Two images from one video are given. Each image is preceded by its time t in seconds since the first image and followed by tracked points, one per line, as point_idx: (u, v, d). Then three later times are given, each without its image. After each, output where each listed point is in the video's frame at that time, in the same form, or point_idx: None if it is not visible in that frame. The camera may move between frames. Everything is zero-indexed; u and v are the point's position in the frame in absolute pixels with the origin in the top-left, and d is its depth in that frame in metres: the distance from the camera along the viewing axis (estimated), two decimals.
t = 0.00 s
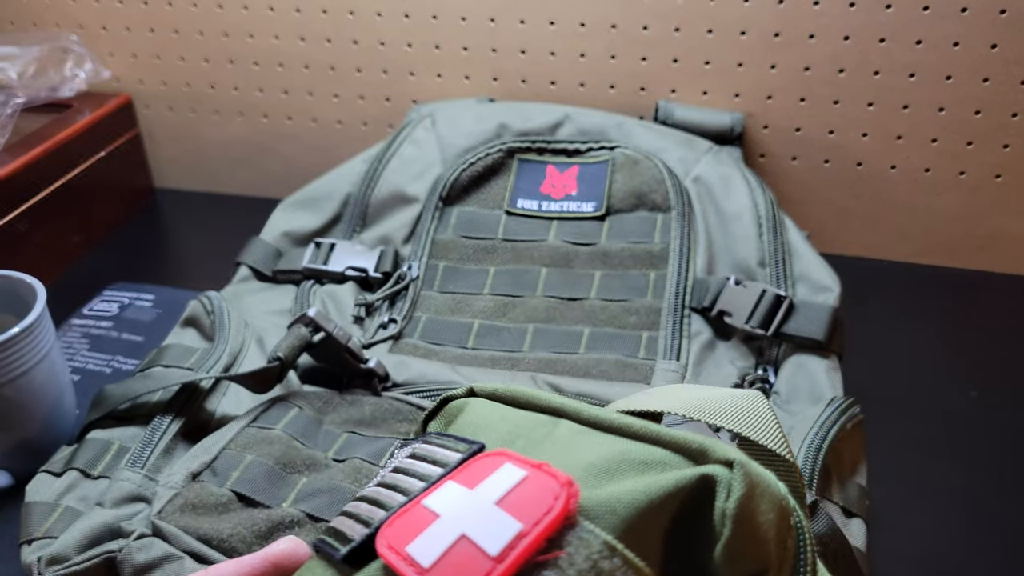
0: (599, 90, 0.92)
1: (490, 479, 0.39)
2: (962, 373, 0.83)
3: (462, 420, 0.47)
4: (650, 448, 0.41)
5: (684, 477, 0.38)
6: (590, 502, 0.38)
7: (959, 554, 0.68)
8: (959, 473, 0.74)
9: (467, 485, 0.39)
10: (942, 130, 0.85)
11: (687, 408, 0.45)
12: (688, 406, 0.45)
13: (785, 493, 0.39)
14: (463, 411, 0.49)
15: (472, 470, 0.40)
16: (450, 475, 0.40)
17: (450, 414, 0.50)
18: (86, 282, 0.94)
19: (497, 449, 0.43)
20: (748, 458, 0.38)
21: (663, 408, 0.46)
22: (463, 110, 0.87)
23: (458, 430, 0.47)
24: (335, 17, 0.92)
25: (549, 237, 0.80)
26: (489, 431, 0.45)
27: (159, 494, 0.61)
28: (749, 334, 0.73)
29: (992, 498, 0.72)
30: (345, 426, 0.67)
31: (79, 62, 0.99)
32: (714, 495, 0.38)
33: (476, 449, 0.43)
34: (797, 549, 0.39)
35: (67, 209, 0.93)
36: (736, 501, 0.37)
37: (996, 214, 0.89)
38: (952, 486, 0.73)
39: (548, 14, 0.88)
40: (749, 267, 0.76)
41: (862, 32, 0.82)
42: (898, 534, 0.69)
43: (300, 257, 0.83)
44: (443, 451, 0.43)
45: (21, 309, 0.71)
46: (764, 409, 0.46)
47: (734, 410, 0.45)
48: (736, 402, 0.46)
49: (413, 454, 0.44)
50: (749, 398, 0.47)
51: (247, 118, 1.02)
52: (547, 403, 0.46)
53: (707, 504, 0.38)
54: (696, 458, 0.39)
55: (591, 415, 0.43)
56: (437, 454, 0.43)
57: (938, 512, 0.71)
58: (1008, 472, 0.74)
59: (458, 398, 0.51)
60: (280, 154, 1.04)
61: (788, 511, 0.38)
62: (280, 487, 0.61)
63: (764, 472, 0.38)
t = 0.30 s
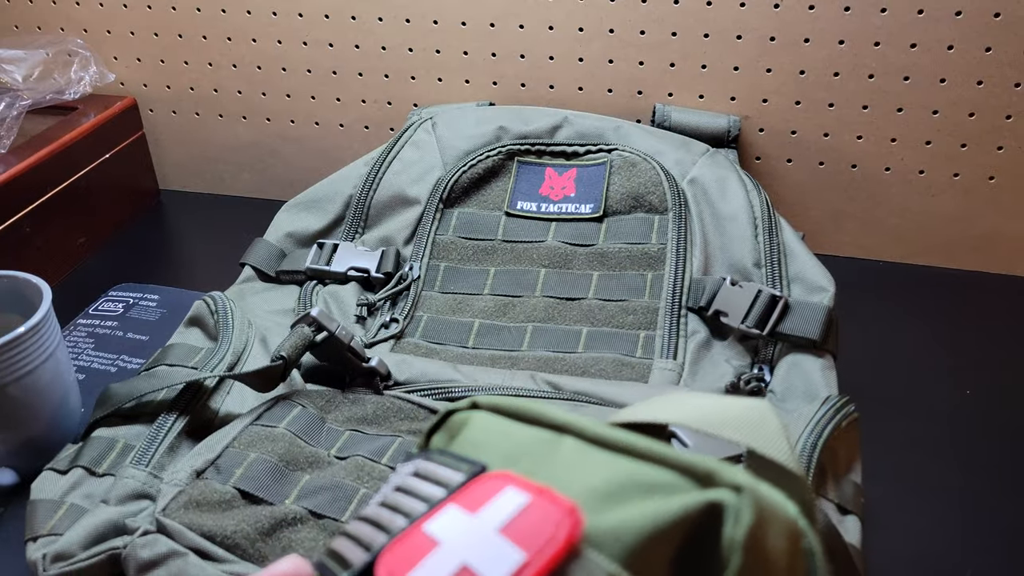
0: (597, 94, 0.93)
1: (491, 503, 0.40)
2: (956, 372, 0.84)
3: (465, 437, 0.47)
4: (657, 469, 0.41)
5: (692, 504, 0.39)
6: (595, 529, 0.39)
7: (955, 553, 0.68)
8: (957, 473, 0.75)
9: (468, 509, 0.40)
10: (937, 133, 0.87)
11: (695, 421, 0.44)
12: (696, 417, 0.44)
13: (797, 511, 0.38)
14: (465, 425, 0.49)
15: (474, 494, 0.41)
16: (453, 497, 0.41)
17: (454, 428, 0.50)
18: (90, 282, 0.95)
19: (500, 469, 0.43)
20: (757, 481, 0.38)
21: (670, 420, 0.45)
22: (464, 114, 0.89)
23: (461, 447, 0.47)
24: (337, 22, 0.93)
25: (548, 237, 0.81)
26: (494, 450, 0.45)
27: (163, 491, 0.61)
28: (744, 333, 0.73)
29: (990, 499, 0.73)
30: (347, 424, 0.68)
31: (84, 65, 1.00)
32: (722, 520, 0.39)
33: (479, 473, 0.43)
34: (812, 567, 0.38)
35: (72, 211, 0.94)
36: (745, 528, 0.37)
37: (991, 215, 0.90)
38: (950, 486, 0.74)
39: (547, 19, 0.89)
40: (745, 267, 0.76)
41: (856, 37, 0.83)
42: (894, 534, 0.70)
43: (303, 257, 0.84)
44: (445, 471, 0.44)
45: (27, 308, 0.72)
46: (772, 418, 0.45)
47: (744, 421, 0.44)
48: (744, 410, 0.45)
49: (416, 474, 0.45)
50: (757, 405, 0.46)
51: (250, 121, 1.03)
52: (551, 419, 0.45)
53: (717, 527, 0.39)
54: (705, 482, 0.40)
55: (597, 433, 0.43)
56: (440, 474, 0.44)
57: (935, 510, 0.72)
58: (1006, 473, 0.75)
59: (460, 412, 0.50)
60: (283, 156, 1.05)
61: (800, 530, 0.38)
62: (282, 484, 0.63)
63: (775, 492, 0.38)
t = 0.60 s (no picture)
0: (597, 94, 0.93)
1: (497, 518, 0.40)
2: (956, 372, 0.84)
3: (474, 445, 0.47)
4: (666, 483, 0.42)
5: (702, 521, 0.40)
6: (600, 547, 0.39)
7: (955, 553, 0.68)
8: (956, 473, 0.75)
9: (473, 524, 0.40)
10: (936, 133, 0.87)
11: (712, 429, 0.45)
12: (711, 424, 0.45)
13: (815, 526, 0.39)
14: (475, 432, 0.49)
15: (477, 507, 0.41)
16: (457, 510, 0.42)
17: (463, 436, 0.50)
18: (91, 282, 0.95)
19: (505, 482, 0.44)
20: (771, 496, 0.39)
21: (690, 426, 0.45)
22: (465, 114, 0.89)
23: (470, 456, 0.47)
24: (337, 22, 0.94)
25: (548, 238, 0.81)
26: (503, 459, 0.45)
27: (163, 490, 0.61)
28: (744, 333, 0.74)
29: (990, 499, 0.73)
30: (347, 424, 0.68)
31: (85, 65, 1.00)
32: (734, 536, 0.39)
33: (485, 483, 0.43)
34: None
35: (73, 211, 0.94)
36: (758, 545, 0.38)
37: (990, 215, 0.90)
38: (950, 486, 0.74)
39: (547, 20, 0.89)
40: (744, 267, 0.76)
41: (856, 37, 0.84)
42: (893, 533, 0.70)
43: (304, 258, 0.84)
44: (450, 483, 0.44)
45: (28, 308, 0.72)
46: (791, 426, 0.45)
47: (761, 428, 0.45)
48: (764, 419, 0.46)
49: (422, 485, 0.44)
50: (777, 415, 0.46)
51: (250, 121, 1.03)
52: (561, 428, 0.46)
53: (727, 543, 0.40)
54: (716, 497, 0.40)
55: (609, 444, 0.44)
56: (445, 484, 0.44)
57: (934, 510, 0.72)
58: (1006, 472, 0.75)
59: (472, 419, 0.50)
60: (284, 156, 1.05)
61: (817, 546, 0.39)
62: (283, 483, 0.63)
63: (790, 509, 0.39)
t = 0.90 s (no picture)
0: (598, 93, 0.93)
1: (493, 538, 0.40)
2: (957, 373, 0.84)
3: (474, 459, 0.47)
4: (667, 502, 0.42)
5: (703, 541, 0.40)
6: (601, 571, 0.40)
7: (957, 553, 0.68)
8: (958, 473, 0.75)
9: (469, 544, 0.40)
10: (938, 133, 0.86)
11: (713, 439, 0.43)
12: (713, 433, 0.44)
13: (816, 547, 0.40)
14: (475, 447, 0.48)
15: (475, 529, 0.41)
16: (454, 530, 0.42)
17: (463, 450, 0.49)
18: (89, 282, 0.95)
19: (502, 500, 0.44)
20: (773, 516, 0.39)
21: (690, 435, 0.44)
22: (464, 113, 0.89)
23: (469, 473, 0.47)
24: (336, 21, 0.93)
25: (548, 237, 0.81)
26: (504, 474, 0.46)
27: (162, 491, 0.60)
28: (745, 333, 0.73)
29: (992, 499, 0.72)
30: (346, 424, 0.68)
31: (83, 64, 1.00)
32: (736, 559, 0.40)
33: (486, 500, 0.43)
34: None
35: (71, 210, 0.94)
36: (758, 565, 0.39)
37: (992, 215, 0.90)
38: (952, 486, 0.74)
39: (547, 19, 0.89)
40: (745, 267, 0.75)
41: (857, 36, 0.83)
42: (895, 533, 0.70)
43: (303, 258, 0.84)
44: (448, 501, 0.44)
45: (25, 308, 0.71)
46: (790, 436, 0.45)
47: (762, 438, 0.44)
48: (763, 428, 0.45)
49: (419, 501, 0.44)
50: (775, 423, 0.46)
51: (249, 121, 1.03)
52: (563, 444, 0.46)
53: (729, 564, 0.40)
54: (718, 519, 0.41)
55: (611, 461, 0.44)
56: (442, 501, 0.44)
57: (936, 510, 0.72)
58: (1008, 473, 0.74)
59: (470, 430, 0.50)
60: (283, 156, 1.05)
61: (818, 566, 0.39)
62: (282, 484, 0.62)
63: (791, 528, 0.39)
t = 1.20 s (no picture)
0: (598, 93, 0.93)
1: (425, 546, 0.30)
2: (957, 373, 0.84)
3: (406, 452, 0.37)
4: (611, 490, 0.32)
5: (647, 535, 0.31)
6: None
7: (957, 553, 0.68)
8: (958, 473, 0.75)
9: (401, 549, 0.30)
10: (938, 133, 0.86)
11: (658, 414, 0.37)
12: (652, 412, 0.38)
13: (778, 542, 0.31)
14: (407, 435, 0.38)
15: (404, 531, 0.31)
16: (383, 533, 0.31)
17: (396, 439, 0.38)
18: (89, 282, 0.95)
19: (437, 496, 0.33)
20: (728, 506, 0.31)
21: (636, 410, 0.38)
22: (464, 114, 0.89)
23: (402, 464, 0.36)
24: (336, 21, 0.93)
25: (548, 237, 0.81)
26: (428, 467, 0.35)
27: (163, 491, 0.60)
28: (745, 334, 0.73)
29: (992, 499, 0.72)
30: (347, 424, 0.68)
31: (83, 64, 1.00)
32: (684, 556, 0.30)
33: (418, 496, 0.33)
34: None
35: (71, 210, 0.94)
36: (707, 566, 0.30)
37: (992, 214, 0.90)
38: (952, 486, 0.74)
39: (546, 19, 0.89)
40: (746, 267, 0.75)
41: (857, 35, 0.83)
42: (895, 533, 0.70)
43: (303, 257, 0.84)
44: (374, 498, 0.33)
45: (25, 308, 0.71)
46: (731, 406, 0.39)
47: (703, 414, 0.38)
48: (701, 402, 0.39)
49: (349, 499, 0.33)
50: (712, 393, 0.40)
51: (249, 121, 1.03)
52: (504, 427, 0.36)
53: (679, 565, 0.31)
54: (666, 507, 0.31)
55: (553, 445, 0.34)
56: (368, 494, 0.33)
57: (936, 510, 0.72)
58: (1008, 473, 0.74)
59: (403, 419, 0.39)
60: (283, 156, 1.05)
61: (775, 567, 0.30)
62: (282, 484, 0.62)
63: (746, 517, 0.31)
